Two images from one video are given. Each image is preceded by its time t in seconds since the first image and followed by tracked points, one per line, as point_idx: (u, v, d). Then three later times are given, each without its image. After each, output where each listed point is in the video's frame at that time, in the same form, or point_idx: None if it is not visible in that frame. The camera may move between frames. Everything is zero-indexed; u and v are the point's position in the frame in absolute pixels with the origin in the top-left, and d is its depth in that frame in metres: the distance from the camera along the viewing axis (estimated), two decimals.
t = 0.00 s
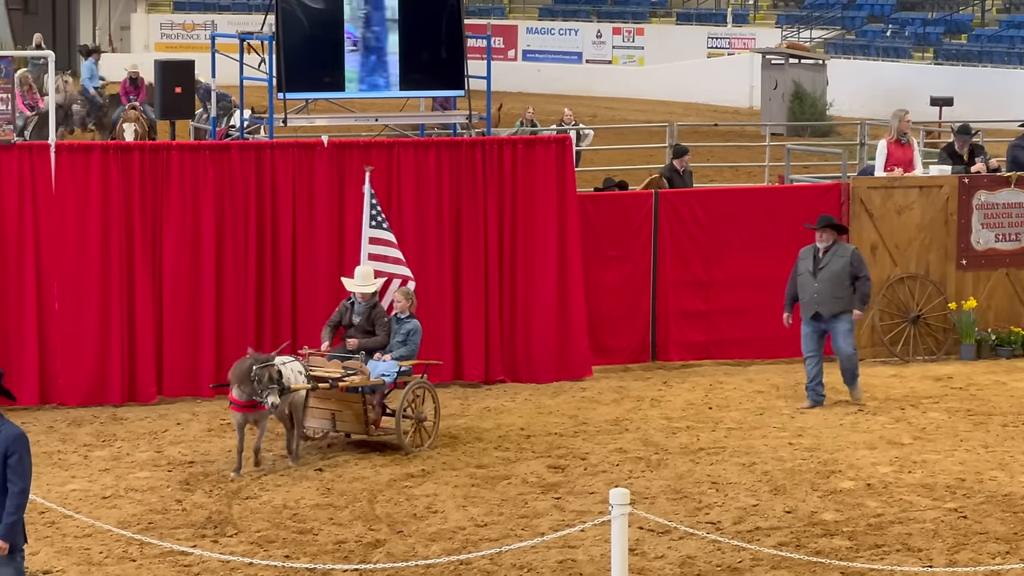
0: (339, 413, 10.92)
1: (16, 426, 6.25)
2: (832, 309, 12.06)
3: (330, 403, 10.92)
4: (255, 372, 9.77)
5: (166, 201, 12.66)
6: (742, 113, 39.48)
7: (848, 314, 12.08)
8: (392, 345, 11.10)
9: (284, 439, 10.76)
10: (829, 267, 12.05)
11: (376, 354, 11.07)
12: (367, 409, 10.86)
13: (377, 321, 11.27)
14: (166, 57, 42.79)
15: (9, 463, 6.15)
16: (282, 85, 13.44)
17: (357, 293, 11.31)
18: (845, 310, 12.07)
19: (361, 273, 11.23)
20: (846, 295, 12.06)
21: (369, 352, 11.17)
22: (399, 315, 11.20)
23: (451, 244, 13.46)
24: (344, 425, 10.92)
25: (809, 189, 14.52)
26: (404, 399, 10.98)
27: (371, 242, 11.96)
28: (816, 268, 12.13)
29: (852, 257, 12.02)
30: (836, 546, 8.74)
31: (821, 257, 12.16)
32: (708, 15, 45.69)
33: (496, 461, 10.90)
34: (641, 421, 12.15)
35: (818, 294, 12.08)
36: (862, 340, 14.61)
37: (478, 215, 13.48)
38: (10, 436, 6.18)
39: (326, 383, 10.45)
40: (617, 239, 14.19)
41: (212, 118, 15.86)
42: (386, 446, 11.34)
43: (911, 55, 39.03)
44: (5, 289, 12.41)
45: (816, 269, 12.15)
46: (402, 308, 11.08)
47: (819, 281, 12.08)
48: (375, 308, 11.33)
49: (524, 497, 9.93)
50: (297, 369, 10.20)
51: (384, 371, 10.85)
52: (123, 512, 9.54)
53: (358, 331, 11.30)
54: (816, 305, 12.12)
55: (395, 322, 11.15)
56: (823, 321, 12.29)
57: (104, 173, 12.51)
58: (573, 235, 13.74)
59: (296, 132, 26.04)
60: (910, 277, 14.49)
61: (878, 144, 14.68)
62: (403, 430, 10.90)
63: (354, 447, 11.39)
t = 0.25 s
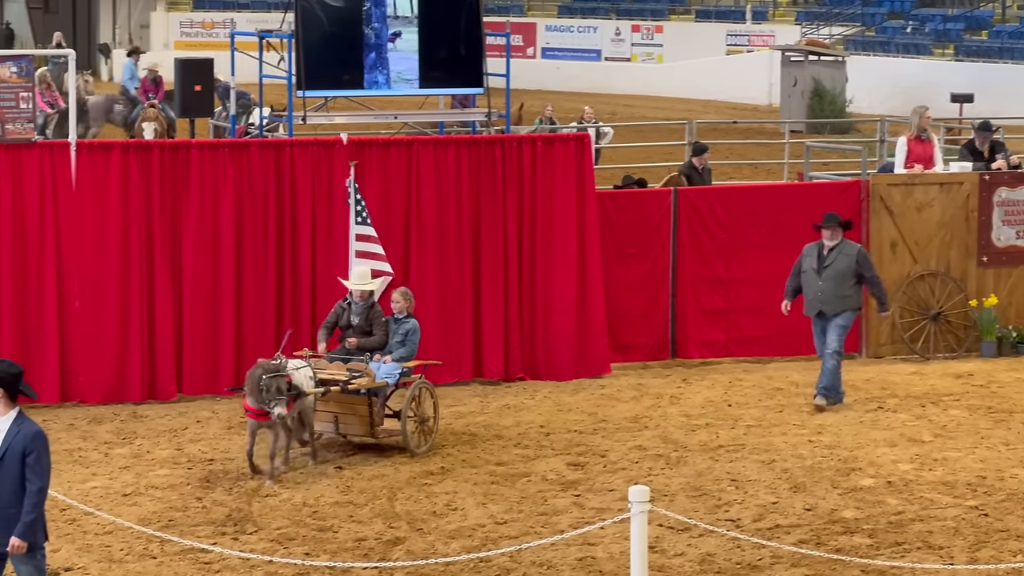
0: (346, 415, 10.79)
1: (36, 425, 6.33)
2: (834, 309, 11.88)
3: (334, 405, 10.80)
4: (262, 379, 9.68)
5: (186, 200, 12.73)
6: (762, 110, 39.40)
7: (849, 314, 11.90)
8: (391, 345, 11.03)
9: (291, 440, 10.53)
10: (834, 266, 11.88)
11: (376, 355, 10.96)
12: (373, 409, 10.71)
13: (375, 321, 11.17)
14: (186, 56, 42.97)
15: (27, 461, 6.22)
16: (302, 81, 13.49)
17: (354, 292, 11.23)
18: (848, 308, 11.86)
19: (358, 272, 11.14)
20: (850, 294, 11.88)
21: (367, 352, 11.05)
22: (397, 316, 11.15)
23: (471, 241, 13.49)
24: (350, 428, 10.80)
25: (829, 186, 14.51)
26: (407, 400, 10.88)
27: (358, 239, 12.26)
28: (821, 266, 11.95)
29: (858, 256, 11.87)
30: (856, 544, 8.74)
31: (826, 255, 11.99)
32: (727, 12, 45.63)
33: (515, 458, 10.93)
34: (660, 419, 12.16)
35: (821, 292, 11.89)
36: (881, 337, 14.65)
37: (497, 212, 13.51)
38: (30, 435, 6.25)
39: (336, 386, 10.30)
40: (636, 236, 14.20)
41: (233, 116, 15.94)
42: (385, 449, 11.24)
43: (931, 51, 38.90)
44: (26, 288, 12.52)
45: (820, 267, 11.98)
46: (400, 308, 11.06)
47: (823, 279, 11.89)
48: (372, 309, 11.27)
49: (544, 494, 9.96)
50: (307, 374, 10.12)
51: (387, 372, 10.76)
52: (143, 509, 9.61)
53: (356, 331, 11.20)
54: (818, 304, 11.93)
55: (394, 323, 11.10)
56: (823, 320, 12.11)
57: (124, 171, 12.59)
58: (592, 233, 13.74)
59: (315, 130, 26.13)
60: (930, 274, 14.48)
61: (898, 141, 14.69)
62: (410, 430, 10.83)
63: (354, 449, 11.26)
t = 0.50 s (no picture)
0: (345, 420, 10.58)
1: (47, 424, 6.37)
2: (832, 311, 11.80)
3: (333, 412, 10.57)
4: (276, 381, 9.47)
5: (198, 198, 12.79)
6: (774, 108, 39.37)
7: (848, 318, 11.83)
8: (386, 348, 10.99)
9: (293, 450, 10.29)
10: (834, 268, 11.80)
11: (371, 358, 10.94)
12: (374, 413, 10.51)
13: (368, 324, 11.11)
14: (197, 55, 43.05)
15: (39, 459, 6.26)
16: (313, 81, 13.52)
17: (346, 295, 11.09)
18: (846, 311, 11.79)
19: (350, 273, 10.97)
20: (849, 297, 11.79)
21: (361, 356, 11.00)
22: (389, 317, 11.09)
23: (483, 238, 13.52)
24: (349, 433, 10.60)
25: (842, 184, 14.51)
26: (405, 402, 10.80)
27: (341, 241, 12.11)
28: (821, 268, 11.89)
29: (859, 260, 11.78)
30: (869, 541, 8.76)
31: (827, 256, 11.92)
32: (739, 10, 45.59)
33: (527, 456, 10.97)
34: (672, 417, 12.19)
35: (820, 294, 11.83)
36: (895, 335, 14.62)
37: (509, 210, 13.54)
38: (42, 433, 6.29)
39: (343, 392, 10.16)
40: (648, 234, 14.22)
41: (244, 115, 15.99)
42: (380, 451, 11.14)
43: (944, 49, 39.12)
44: (38, 287, 12.58)
45: (821, 269, 11.91)
46: (395, 310, 11.00)
47: (822, 281, 11.82)
48: (364, 311, 11.16)
49: (556, 492, 9.99)
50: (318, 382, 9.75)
51: (384, 375, 10.72)
52: (156, 508, 9.67)
53: (349, 335, 11.11)
54: (816, 306, 11.86)
55: (387, 325, 11.05)
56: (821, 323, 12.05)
57: (136, 169, 12.65)
58: (604, 231, 13.76)
59: (327, 128, 26.19)
60: (942, 271, 14.48)
61: (909, 138, 14.69)
62: (410, 433, 10.75)
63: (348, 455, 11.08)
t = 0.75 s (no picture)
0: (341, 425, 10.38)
1: (53, 422, 6.39)
2: (826, 307, 11.71)
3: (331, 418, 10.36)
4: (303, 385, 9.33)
5: (201, 196, 12.80)
6: (778, 105, 39.34)
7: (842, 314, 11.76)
8: (375, 351, 10.66)
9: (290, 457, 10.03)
10: (829, 264, 11.71)
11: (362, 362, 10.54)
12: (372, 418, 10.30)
13: (357, 325, 10.64)
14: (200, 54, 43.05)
15: (45, 458, 6.28)
16: (317, 79, 13.58)
17: (332, 295, 10.59)
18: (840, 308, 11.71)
19: (339, 273, 10.46)
20: (843, 294, 11.72)
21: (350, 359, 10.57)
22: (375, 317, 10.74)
23: (487, 235, 13.53)
24: (345, 438, 10.40)
25: (847, 181, 14.51)
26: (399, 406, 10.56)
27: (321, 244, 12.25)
28: (815, 263, 11.79)
29: (854, 256, 11.69)
30: (873, 538, 8.76)
31: (821, 252, 11.82)
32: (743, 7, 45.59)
33: (532, 454, 10.97)
34: (677, 414, 12.19)
35: (814, 290, 11.73)
36: (899, 332, 14.63)
37: (513, 208, 13.54)
38: (47, 431, 6.31)
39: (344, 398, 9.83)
40: (652, 232, 14.22)
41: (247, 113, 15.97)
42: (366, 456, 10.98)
43: (948, 46, 39.08)
44: (43, 286, 12.60)
45: (815, 264, 11.81)
46: (381, 311, 10.67)
47: (817, 276, 11.73)
48: (349, 311, 10.69)
49: (560, 490, 10.00)
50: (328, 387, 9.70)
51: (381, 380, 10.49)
52: (161, 506, 9.69)
53: (336, 337, 10.61)
54: (811, 302, 11.77)
55: (374, 326, 10.70)
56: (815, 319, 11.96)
57: (140, 168, 12.66)
58: (608, 228, 13.77)
59: (331, 126, 26.21)
60: (947, 269, 14.49)
61: (914, 135, 14.68)
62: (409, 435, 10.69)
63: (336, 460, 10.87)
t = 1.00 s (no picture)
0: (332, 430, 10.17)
1: (55, 420, 6.41)
2: (817, 309, 11.64)
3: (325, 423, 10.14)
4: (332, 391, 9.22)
5: (201, 195, 12.81)
6: (777, 102, 39.36)
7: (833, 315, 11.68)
8: (363, 355, 10.30)
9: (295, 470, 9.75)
10: (816, 265, 11.65)
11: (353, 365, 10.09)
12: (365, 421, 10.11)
13: (345, 330, 10.22)
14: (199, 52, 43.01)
15: (47, 456, 6.30)
16: (316, 77, 13.55)
17: (319, 299, 10.18)
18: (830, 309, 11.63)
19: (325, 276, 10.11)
20: (832, 294, 11.65)
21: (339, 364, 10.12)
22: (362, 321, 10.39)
23: (487, 232, 13.54)
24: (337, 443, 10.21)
25: (847, 178, 14.51)
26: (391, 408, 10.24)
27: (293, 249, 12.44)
28: (803, 265, 11.74)
29: (841, 256, 11.65)
30: (873, 535, 8.77)
31: (808, 253, 11.78)
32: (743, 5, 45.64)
33: (532, 452, 10.99)
34: (677, 412, 12.21)
35: (803, 291, 11.66)
36: (899, 328, 14.65)
37: (513, 205, 13.55)
38: (49, 430, 6.33)
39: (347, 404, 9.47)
40: (652, 229, 14.23)
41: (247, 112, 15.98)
42: (354, 460, 10.79)
43: (947, 43, 39.12)
44: (43, 285, 12.62)
45: (802, 266, 11.75)
46: (369, 315, 10.32)
47: (806, 278, 11.66)
48: (337, 316, 10.27)
49: (561, 488, 10.01)
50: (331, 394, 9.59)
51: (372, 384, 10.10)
52: (161, 505, 9.70)
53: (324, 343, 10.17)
54: (800, 304, 11.69)
55: (362, 330, 10.36)
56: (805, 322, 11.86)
57: (139, 166, 12.67)
58: (607, 226, 13.78)
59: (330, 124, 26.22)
60: (946, 265, 14.51)
61: (912, 132, 14.68)
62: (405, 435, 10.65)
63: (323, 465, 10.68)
